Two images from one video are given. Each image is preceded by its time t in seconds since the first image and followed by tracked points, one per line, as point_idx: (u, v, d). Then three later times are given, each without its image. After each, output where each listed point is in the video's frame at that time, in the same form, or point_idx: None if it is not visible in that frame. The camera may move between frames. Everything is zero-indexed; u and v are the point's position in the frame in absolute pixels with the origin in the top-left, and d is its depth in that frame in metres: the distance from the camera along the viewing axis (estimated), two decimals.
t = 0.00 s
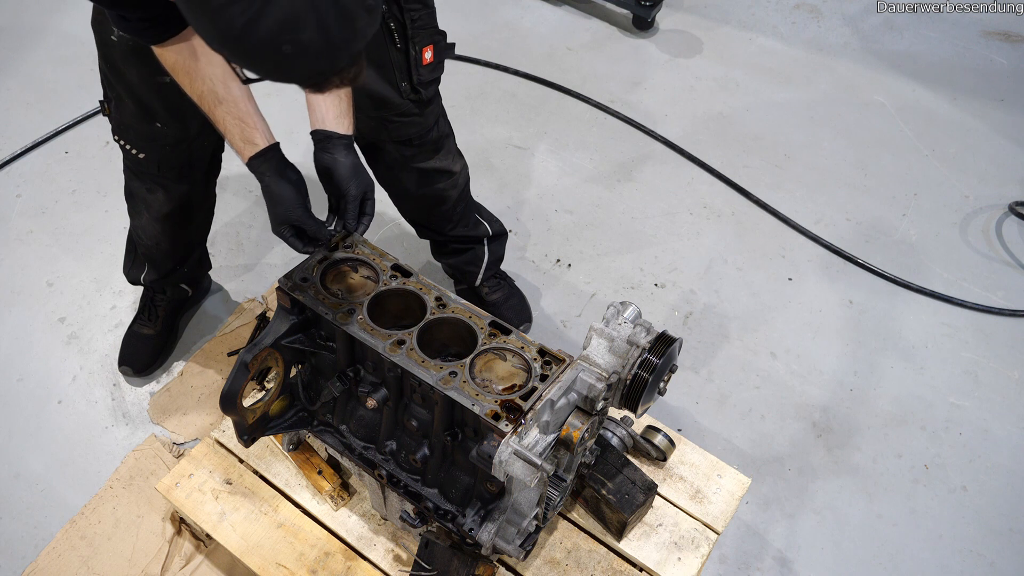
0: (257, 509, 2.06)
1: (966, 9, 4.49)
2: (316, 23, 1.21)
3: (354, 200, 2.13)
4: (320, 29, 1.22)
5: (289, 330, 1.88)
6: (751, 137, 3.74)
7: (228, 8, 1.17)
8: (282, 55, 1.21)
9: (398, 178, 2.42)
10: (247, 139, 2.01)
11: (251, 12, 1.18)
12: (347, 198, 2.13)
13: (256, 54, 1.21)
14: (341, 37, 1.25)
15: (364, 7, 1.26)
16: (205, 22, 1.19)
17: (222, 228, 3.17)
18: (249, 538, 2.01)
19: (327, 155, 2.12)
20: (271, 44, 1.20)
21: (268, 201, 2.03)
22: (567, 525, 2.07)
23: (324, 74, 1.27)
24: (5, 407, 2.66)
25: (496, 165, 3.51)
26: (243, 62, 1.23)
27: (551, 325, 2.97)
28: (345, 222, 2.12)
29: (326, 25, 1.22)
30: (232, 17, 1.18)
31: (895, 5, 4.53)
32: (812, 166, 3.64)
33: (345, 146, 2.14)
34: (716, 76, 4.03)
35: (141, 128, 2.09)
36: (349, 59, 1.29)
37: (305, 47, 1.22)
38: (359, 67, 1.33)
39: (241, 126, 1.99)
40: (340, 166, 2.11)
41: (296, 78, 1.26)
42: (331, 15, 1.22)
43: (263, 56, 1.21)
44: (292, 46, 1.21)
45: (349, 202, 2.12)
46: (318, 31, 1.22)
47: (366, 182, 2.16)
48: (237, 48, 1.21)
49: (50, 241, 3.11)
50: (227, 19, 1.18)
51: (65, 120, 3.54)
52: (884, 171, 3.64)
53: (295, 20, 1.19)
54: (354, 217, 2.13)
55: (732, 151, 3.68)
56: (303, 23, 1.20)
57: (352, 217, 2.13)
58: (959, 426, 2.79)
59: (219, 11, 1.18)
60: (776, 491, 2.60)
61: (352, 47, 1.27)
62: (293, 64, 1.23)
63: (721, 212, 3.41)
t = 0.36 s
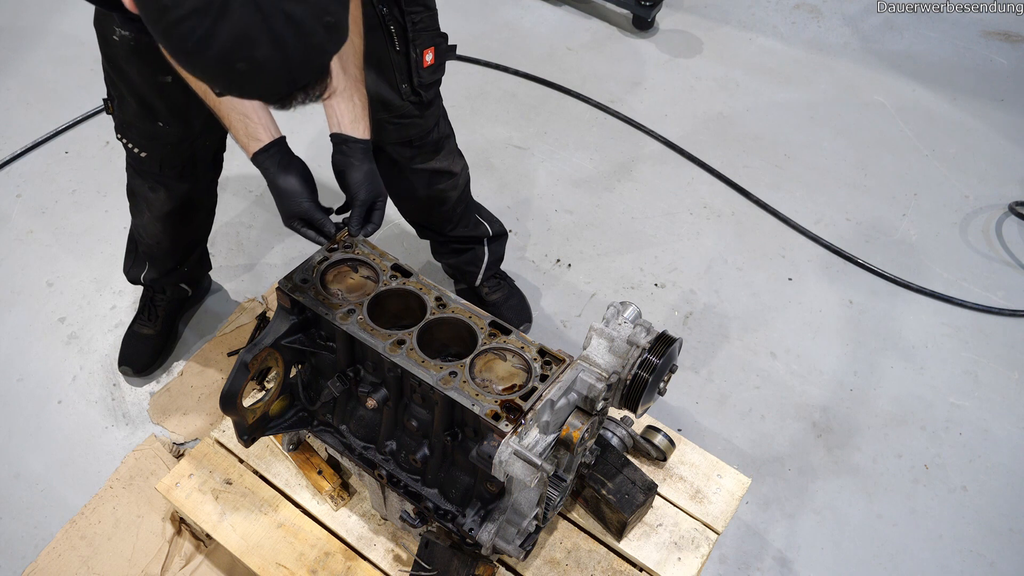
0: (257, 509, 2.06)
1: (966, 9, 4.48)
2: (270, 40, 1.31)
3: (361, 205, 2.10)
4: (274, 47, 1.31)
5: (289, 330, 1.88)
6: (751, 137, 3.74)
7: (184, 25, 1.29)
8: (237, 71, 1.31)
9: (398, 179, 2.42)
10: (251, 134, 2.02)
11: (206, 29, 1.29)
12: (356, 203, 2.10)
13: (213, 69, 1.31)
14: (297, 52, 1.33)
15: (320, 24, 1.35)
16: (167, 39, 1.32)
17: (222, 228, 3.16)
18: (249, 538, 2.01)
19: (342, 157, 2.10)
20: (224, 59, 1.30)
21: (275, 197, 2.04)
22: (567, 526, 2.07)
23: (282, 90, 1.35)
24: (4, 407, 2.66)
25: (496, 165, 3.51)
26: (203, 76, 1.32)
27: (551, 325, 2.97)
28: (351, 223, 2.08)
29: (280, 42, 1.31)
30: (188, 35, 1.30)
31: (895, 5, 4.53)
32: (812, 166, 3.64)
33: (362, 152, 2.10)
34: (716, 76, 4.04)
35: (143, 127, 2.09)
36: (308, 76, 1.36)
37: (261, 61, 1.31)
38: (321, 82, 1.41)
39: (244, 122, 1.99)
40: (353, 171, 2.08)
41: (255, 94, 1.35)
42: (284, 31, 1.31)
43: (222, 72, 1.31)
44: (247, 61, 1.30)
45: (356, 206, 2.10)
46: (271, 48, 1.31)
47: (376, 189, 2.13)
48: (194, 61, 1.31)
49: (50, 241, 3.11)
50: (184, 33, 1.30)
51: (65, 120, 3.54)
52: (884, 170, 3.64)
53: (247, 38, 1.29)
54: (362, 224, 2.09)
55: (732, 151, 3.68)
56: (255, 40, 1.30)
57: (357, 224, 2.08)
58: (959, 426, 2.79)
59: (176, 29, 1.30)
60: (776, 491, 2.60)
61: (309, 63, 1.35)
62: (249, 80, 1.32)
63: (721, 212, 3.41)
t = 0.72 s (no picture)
0: (257, 509, 2.06)
1: (966, 9, 4.48)
2: (265, 62, 1.34)
3: (363, 204, 2.13)
4: (268, 67, 1.35)
5: (289, 330, 1.88)
6: (751, 137, 3.74)
7: (180, 46, 1.32)
8: (232, 91, 1.35)
9: (398, 178, 2.42)
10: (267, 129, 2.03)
11: (202, 51, 1.32)
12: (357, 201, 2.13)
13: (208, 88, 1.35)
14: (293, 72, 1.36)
15: (315, 46, 1.37)
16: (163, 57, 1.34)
17: (222, 228, 3.16)
18: (249, 539, 2.01)
19: (340, 158, 2.11)
20: (218, 81, 1.34)
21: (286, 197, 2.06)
22: (567, 525, 2.07)
23: (277, 107, 1.39)
24: (4, 407, 2.66)
25: (496, 165, 3.50)
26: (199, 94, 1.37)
27: (551, 325, 2.97)
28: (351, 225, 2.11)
29: (275, 62, 1.35)
30: (185, 56, 1.32)
31: (895, 5, 4.53)
32: (812, 166, 3.64)
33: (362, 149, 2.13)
34: (716, 75, 4.04)
35: (146, 125, 2.10)
36: (303, 95, 1.41)
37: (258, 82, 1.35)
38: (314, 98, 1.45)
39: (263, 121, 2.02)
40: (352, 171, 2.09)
41: (251, 111, 1.40)
42: (279, 55, 1.35)
43: (220, 91, 1.35)
44: (243, 82, 1.34)
45: (358, 206, 2.12)
46: (265, 69, 1.35)
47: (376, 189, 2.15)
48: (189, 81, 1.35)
49: (50, 241, 3.11)
50: (180, 54, 1.32)
51: (65, 120, 3.54)
52: (884, 170, 3.64)
53: (243, 60, 1.33)
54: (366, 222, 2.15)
55: (732, 151, 3.67)
56: (250, 62, 1.34)
57: (355, 224, 2.11)
58: (959, 426, 2.79)
59: (172, 50, 1.32)
60: (776, 491, 2.60)
61: (304, 82, 1.38)
62: (245, 98, 1.37)
63: (721, 212, 3.41)
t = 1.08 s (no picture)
0: (257, 509, 2.06)
1: (966, 9, 4.48)
2: (281, 77, 1.37)
3: (364, 204, 2.17)
4: (284, 82, 1.38)
5: (289, 330, 1.88)
6: (751, 137, 3.74)
7: (198, 63, 1.34)
8: (247, 105, 1.39)
9: (399, 178, 2.42)
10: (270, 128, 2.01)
11: (220, 67, 1.35)
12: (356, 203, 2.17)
13: (225, 101, 1.38)
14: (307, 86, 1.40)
15: (329, 61, 1.40)
16: (181, 73, 1.36)
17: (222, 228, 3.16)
18: (249, 539, 2.01)
19: (342, 159, 2.16)
20: (236, 95, 1.37)
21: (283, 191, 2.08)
22: (567, 525, 2.07)
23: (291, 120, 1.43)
24: (4, 407, 2.66)
25: (496, 165, 3.51)
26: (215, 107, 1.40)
27: (551, 325, 2.97)
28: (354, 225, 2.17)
29: (291, 77, 1.38)
30: (203, 72, 1.35)
31: (895, 5, 4.53)
32: (812, 166, 3.64)
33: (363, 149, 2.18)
34: (716, 75, 4.04)
35: (149, 126, 2.10)
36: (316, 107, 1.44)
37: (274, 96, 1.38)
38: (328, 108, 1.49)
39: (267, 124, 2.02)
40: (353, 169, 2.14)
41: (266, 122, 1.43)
42: (295, 70, 1.38)
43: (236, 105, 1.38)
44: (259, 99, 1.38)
45: (358, 207, 2.17)
46: (282, 84, 1.38)
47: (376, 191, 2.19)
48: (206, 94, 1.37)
49: (50, 241, 3.11)
50: (199, 70, 1.35)
51: (65, 120, 3.54)
52: (884, 170, 3.64)
53: (260, 76, 1.36)
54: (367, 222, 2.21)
55: (732, 151, 3.68)
56: (267, 78, 1.37)
57: (358, 225, 2.16)
58: (959, 426, 2.79)
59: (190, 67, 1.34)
60: (776, 491, 2.60)
61: (318, 95, 1.42)
62: (260, 111, 1.40)
63: (721, 212, 3.41)
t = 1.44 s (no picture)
0: (257, 510, 2.06)
1: (966, 9, 4.48)
2: (276, 51, 1.37)
3: (365, 210, 2.15)
4: (278, 57, 1.37)
5: (289, 330, 1.88)
6: (752, 137, 3.74)
7: (191, 36, 1.34)
8: (241, 80, 1.38)
9: (398, 180, 2.41)
10: (272, 138, 2.03)
11: (212, 40, 1.34)
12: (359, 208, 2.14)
13: (217, 76, 1.37)
14: (302, 62, 1.39)
15: (326, 37, 1.40)
16: (174, 48, 1.36)
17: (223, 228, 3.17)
18: (249, 539, 2.01)
19: (339, 168, 2.10)
20: (229, 70, 1.36)
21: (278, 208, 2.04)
22: (567, 526, 2.07)
23: (285, 97, 1.42)
24: (4, 407, 2.66)
25: (496, 165, 3.51)
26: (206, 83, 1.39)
27: (552, 325, 2.97)
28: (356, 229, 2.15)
29: (286, 52, 1.37)
30: (195, 45, 1.34)
31: (895, 5, 4.52)
32: (812, 166, 3.64)
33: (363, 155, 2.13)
34: (716, 75, 4.04)
35: (147, 131, 2.10)
36: (310, 85, 1.43)
37: (267, 70, 1.37)
38: (324, 89, 1.47)
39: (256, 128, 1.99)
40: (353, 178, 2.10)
41: (258, 100, 1.42)
42: (290, 43, 1.37)
43: (230, 80, 1.38)
44: (252, 74, 1.37)
45: (361, 211, 2.14)
46: (276, 58, 1.37)
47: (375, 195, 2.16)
48: (199, 69, 1.37)
49: (50, 241, 3.11)
50: (191, 44, 1.34)
51: (65, 120, 3.54)
52: (884, 170, 3.64)
53: (254, 48, 1.35)
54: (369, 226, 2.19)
55: (732, 151, 3.68)
56: (261, 51, 1.36)
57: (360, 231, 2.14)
58: (959, 426, 2.79)
59: (183, 40, 1.34)
60: (776, 490, 2.60)
61: (313, 71, 1.41)
62: (254, 87, 1.39)
63: (721, 212, 3.41)
